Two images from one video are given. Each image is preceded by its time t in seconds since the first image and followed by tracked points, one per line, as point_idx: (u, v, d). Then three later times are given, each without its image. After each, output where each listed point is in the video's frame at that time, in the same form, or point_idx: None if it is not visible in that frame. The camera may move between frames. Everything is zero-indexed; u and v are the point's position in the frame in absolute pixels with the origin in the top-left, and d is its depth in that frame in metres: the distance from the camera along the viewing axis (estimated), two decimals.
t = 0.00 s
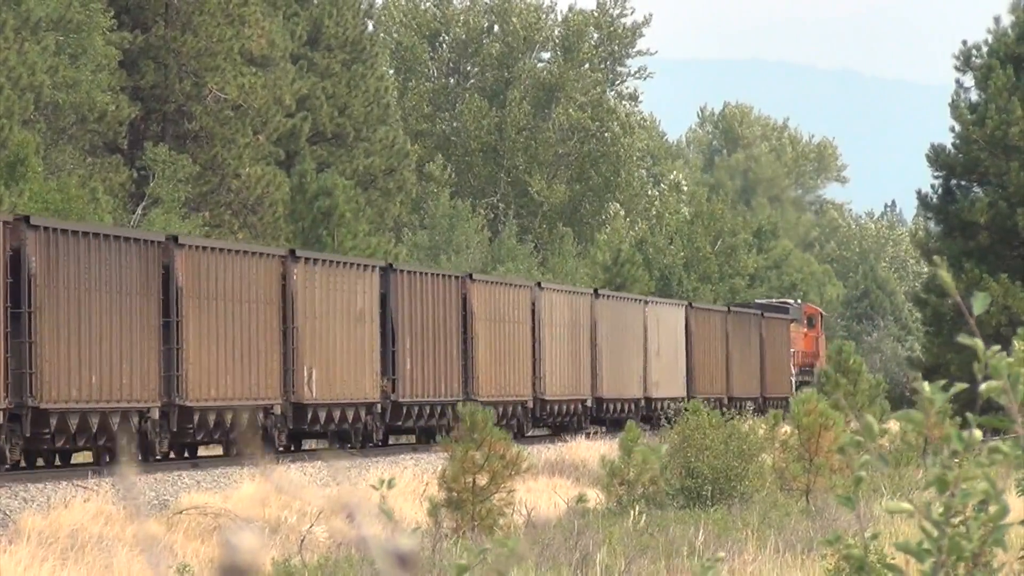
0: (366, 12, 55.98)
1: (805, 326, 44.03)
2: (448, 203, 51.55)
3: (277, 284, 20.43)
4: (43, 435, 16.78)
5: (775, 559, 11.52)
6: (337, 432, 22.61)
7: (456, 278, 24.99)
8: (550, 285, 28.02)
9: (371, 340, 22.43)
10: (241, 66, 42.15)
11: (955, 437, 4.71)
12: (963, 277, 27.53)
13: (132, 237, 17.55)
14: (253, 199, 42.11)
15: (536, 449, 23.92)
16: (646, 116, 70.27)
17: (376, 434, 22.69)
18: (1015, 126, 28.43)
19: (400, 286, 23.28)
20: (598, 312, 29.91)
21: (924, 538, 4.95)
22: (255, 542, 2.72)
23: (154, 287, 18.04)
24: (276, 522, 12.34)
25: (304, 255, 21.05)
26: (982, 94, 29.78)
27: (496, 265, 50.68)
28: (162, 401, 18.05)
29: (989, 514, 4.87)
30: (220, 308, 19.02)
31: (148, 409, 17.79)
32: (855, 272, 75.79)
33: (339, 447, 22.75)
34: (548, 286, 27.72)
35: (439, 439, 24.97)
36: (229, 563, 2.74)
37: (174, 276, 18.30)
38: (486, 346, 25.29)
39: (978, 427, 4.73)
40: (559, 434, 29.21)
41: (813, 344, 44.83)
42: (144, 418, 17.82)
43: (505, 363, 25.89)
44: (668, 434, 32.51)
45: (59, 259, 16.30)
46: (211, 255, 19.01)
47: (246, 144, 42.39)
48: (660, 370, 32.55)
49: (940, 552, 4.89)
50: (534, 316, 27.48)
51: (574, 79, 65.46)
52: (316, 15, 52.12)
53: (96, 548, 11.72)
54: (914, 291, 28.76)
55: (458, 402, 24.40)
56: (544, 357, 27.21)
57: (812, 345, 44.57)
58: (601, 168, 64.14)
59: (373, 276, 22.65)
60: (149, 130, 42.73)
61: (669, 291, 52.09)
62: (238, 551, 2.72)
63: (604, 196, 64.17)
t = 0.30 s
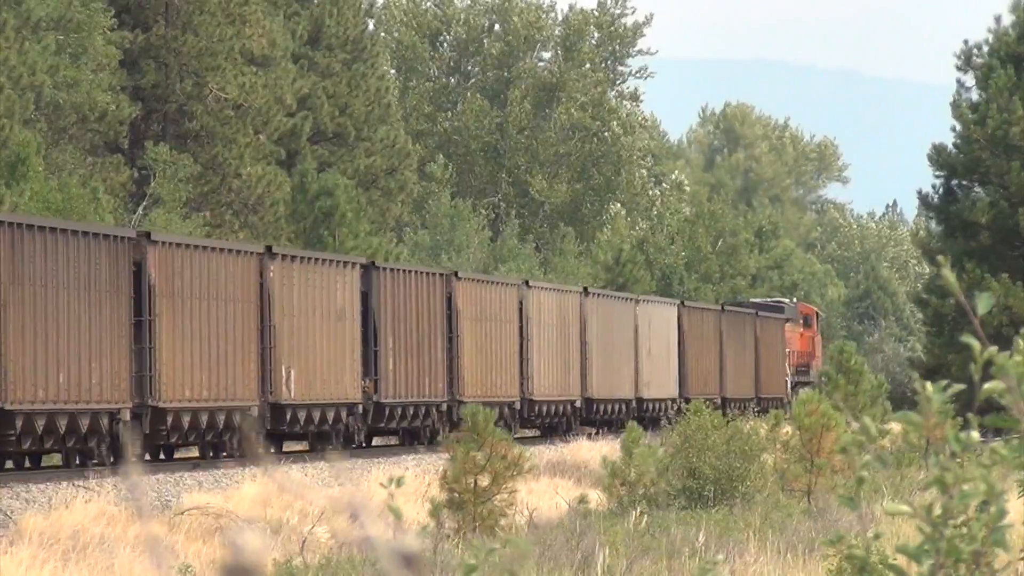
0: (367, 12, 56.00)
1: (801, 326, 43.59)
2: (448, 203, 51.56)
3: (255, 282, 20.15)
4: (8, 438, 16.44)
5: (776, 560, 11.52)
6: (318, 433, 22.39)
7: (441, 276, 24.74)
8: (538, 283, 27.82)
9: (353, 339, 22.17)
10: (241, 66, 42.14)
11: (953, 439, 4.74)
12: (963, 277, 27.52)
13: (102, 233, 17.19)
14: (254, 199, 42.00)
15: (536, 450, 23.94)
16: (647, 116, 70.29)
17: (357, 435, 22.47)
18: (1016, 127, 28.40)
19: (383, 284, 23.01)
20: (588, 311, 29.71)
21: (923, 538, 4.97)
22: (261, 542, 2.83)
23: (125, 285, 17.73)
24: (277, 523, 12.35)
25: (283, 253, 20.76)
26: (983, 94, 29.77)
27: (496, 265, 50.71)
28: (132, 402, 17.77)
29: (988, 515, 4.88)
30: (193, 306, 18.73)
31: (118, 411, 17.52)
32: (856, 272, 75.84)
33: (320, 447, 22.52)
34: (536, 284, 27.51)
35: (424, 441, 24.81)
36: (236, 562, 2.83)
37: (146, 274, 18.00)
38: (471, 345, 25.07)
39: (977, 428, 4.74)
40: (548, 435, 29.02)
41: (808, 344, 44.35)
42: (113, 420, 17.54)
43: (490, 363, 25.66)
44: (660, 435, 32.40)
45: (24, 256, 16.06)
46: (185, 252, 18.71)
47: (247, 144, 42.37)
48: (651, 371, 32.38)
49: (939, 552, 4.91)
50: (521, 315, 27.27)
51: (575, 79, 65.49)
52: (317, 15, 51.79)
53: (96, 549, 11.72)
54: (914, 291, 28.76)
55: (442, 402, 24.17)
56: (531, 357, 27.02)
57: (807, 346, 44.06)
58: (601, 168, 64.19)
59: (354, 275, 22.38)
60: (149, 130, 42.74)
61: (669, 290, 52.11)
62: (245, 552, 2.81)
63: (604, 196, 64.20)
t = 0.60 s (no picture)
0: (367, 12, 56.00)
1: (793, 325, 43.64)
2: (448, 203, 51.59)
3: (229, 280, 19.80)
4: None
5: (775, 560, 11.52)
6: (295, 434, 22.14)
7: (422, 275, 24.46)
8: (524, 281, 27.55)
9: (331, 338, 21.90)
10: (241, 66, 42.13)
11: (950, 438, 4.71)
12: (963, 277, 27.51)
13: (69, 229, 16.78)
14: (253, 199, 42.00)
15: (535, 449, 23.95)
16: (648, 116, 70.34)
17: (336, 436, 22.21)
18: (1015, 126, 28.40)
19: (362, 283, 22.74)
20: (574, 310, 29.44)
21: (920, 538, 4.98)
22: (261, 540, 2.84)
23: (94, 282, 17.32)
24: (276, 522, 12.35)
25: (258, 251, 20.41)
26: (983, 94, 29.77)
27: (496, 265, 50.77)
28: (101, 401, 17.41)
29: (985, 515, 4.88)
30: (164, 305, 18.39)
31: (86, 411, 17.15)
32: (856, 272, 75.89)
33: (298, 448, 22.28)
34: (521, 283, 27.23)
35: (404, 440, 24.65)
36: (239, 562, 2.85)
37: (116, 271, 17.62)
38: (453, 344, 24.84)
39: (974, 427, 4.73)
40: (535, 435, 28.77)
41: (802, 344, 44.31)
42: (81, 419, 17.19)
43: (473, 363, 25.40)
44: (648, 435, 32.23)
45: None
46: (156, 249, 18.34)
47: (247, 144, 42.35)
48: (639, 370, 32.16)
49: (935, 551, 4.90)
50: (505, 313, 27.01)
51: (574, 79, 65.45)
52: (317, 15, 52.08)
53: (96, 548, 11.73)
54: (914, 291, 28.77)
55: (423, 403, 23.92)
56: (517, 356, 26.79)
57: (801, 345, 44.06)
58: (601, 168, 64.25)
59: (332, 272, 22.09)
60: (149, 130, 42.74)
61: (669, 291, 52.15)
62: (248, 550, 2.84)
63: (604, 196, 64.25)
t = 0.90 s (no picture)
0: (367, 12, 56.01)
1: (787, 325, 43.12)
2: (448, 203, 51.57)
3: (202, 278, 19.14)
4: None
5: (776, 560, 11.50)
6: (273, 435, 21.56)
7: (405, 271, 23.84)
8: (509, 279, 26.96)
9: (310, 338, 21.27)
10: (240, 66, 42.09)
11: (950, 438, 4.67)
12: (963, 277, 27.50)
13: (35, 226, 16.08)
14: (253, 199, 41.98)
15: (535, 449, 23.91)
16: (648, 116, 70.33)
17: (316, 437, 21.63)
18: (1016, 126, 28.39)
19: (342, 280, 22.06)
20: (562, 309, 28.91)
21: (919, 539, 4.97)
22: (264, 537, 2.83)
23: (60, 280, 16.63)
24: (276, 522, 12.32)
25: (234, 247, 19.74)
26: (983, 94, 29.78)
27: (496, 265, 50.76)
28: (68, 402, 16.74)
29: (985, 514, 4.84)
30: (134, 302, 17.73)
31: (52, 411, 16.47)
32: (856, 272, 75.90)
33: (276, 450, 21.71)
34: (507, 281, 26.68)
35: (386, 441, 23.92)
36: (241, 561, 2.84)
37: (83, 268, 16.94)
38: (437, 343, 24.23)
39: (973, 429, 4.70)
40: (522, 436, 28.25)
41: (796, 344, 43.84)
42: (47, 419, 16.50)
43: (457, 363, 24.83)
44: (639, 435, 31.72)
45: None
46: (126, 246, 17.67)
47: (247, 144, 42.32)
48: (629, 370, 31.69)
49: (935, 551, 4.86)
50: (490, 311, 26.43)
51: (574, 78, 65.41)
52: (317, 14, 52.11)
53: (97, 548, 11.71)
54: (914, 291, 28.76)
55: (406, 403, 23.34)
56: (502, 355, 26.23)
57: (794, 345, 43.56)
58: (601, 168, 64.27)
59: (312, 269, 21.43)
60: (149, 130, 42.72)
61: (669, 291, 52.13)
62: (250, 549, 2.82)
63: (604, 196, 64.21)
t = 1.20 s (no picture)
0: (367, 12, 56.07)
1: (780, 323, 42.93)
2: (448, 203, 51.59)
3: (174, 274, 18.46)
4: None
5: (776, 560, 11.50)
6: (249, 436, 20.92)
7: (387, 269, 23.19)
8: (495, 276, 26.37)
9: (288, 337, 20.61)
10: (240, 66, 42.06)
11: (951, 438, 4.68)
12: (963, 277, 27.49)
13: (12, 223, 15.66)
14: (253, 199, 42.03)
15: (536, 449, 23.88)
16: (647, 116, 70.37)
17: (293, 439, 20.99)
18: (1015, 126, 28.37)
19: (321, 277, 21.39)
20: (549, 307, 28.31)
21: (920, 540, 4.96)
22: (263, 538, 2.83)
23: (25, 276, 16.00)
24: (276, 521, 12.33)
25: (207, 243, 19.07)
26: (983, 93, 29.79)
27: (496, 265, 50.78)
28: (34, 403, 16.12)
29: (985, 515, 4.85)
30: (102, 299, 17.08)
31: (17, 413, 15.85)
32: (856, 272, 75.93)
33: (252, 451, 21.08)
34: (492, 278, 26.09)
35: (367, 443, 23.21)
36: (240, 560, 2.84)
37: (48, 264, 16.30)
38: (420, 342, 23.59)
39: (973, 431, 4.69)
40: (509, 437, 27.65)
41: (789, 343, 43.71)
42: (12, 422, 15.87)
43: (440, 362, 24.19)
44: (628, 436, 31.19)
45: None
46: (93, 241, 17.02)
47: (247, 144, 42.34)
48: (618, 370, 31.16)
49: (936, 551, 4.87)
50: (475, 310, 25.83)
51: (574, 78, 65.36)
52: (316, 14, 52.17)
53: (97, 549, 11.71)
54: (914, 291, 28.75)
55: (388, 404, 22.69)
56: (488, 355, 25.63)
57: (788, 344, 43.39)
58: (600, 168, 64.26)
59: (289, 265, 20.74)
60: (149, 130, 42.73)
61: (669, 290, 52.13)
62: (249, 550, 2.82)
63: (603, 196, 64.21)
